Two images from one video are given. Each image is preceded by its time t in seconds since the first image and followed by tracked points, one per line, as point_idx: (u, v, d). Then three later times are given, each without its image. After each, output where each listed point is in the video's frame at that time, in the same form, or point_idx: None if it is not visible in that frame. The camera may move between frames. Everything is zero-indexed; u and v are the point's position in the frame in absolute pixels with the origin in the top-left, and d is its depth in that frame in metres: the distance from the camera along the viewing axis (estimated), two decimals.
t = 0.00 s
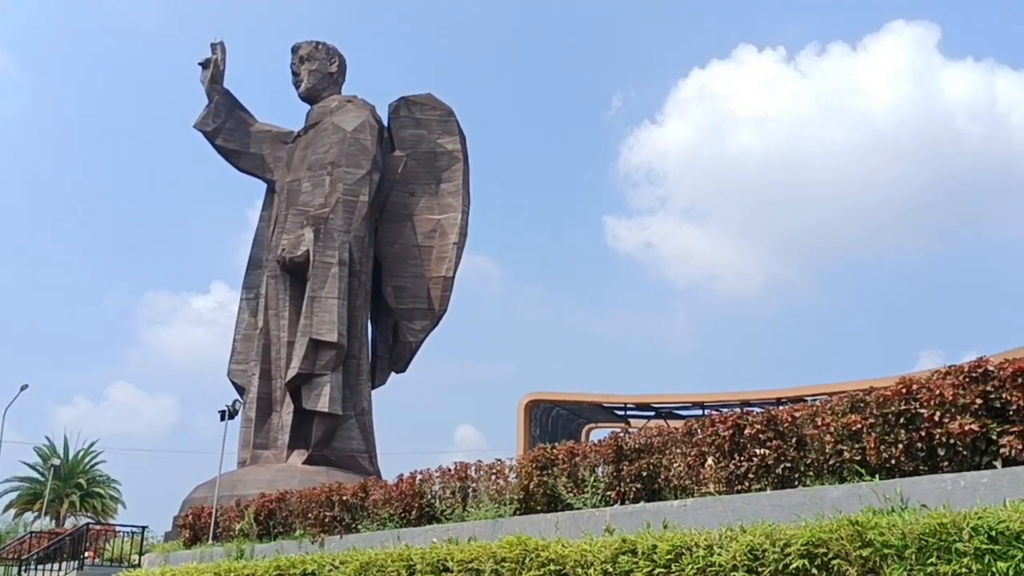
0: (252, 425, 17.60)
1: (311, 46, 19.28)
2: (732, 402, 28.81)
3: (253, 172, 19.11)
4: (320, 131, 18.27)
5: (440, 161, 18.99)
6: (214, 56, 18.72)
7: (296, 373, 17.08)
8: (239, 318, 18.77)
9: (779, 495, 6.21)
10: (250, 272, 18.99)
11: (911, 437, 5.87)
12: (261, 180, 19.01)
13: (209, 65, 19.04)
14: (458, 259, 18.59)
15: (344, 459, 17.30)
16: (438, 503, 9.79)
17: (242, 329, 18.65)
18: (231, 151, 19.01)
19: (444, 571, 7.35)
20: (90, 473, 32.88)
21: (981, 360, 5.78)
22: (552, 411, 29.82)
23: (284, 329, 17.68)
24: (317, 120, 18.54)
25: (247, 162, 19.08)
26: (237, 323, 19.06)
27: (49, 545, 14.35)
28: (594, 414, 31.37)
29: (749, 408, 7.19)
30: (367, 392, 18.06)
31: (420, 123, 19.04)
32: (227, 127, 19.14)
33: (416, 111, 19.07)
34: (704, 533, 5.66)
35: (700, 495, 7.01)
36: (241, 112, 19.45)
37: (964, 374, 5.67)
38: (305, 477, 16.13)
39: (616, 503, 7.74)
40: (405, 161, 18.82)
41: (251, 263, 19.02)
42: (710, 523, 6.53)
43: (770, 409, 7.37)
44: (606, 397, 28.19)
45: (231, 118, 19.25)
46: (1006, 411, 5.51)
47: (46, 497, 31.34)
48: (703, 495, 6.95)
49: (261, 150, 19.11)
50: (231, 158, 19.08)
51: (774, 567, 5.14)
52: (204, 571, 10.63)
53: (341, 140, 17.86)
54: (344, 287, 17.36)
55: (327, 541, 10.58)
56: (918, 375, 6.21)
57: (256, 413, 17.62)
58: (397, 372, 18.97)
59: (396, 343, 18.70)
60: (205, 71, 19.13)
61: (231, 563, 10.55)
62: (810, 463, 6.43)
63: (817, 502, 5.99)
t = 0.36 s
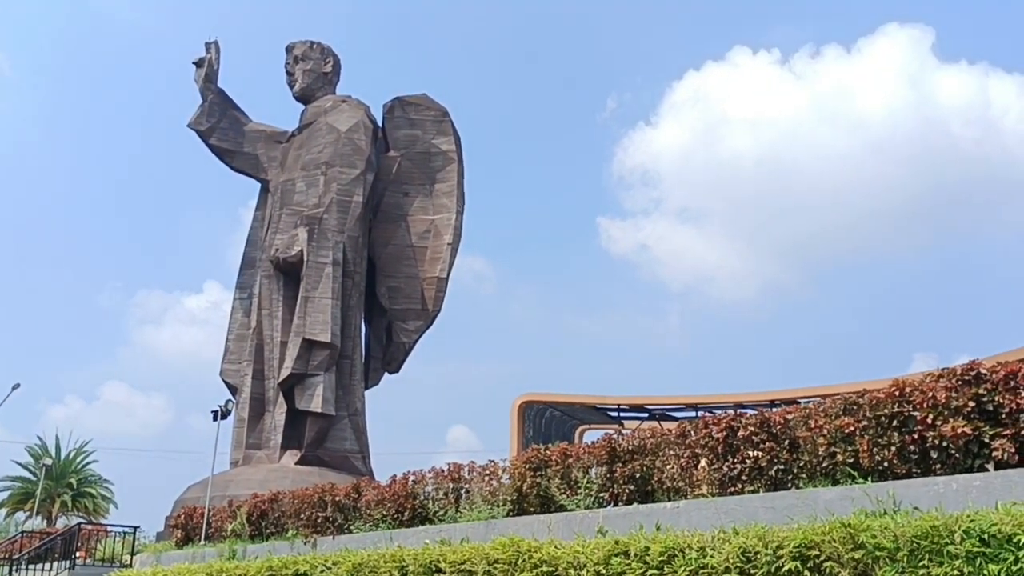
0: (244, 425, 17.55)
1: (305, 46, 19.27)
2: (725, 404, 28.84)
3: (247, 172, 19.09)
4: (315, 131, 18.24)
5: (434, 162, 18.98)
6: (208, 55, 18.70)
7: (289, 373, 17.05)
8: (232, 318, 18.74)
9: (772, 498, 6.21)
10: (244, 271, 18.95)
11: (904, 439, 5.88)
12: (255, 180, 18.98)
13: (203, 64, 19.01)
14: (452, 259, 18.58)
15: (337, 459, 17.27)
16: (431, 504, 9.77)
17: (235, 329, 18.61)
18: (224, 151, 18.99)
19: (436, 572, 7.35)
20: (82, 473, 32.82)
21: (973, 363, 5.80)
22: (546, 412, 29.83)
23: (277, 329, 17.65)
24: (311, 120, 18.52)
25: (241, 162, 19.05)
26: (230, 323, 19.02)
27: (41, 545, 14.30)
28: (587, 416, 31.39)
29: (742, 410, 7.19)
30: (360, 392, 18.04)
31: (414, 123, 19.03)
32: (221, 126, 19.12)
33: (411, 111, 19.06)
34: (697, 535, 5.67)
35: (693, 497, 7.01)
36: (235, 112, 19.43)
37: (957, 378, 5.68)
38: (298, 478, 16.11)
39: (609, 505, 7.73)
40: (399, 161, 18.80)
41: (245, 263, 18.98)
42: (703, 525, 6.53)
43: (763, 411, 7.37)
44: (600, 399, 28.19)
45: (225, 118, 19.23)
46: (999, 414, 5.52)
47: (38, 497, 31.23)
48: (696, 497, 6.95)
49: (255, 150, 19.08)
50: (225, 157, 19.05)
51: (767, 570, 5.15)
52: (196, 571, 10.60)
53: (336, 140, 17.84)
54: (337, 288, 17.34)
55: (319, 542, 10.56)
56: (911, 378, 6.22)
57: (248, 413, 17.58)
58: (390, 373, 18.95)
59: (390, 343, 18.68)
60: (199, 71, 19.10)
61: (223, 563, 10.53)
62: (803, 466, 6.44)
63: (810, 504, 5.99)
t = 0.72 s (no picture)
0: (243, 425, 17.55)
1: (305, 46, 19.28)
2: (723, 406, 28.85)
3: (246, 172, 19.09)
4: (314, 131, 18.23)
5: (433, 162, 18.99)
6: (208, 55, 18.70)
7: (288, 373, 17.04)
8: (230, 318, 18.73)
9: (771, 499, 6.21)
10: (243, 271, 18.95)
11: (903, 441, 5.89)
12: (254, 180, 18.97)
13: (202, 64, 19.01)
14: (450, 260, 18.59)
15: (335, 459, 17.27)
16: (430, 505, 9.78)
17: (233, 329, 18.61)
18: (224, 151, 18.99)
19: (435, 572, 7.35)
20: (80, 473, 32.80)
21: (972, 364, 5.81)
22: (544, 413, 29.83)
23: (276, 329, 17.64)
24: (311, 120, 18.52)
25: (240, 162, 19.05)
26: (228, 323, 19.01)
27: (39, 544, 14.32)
28: (585, 417, 31.39)
29: (740, 411, 7.19)
30: (358, 392, 18.03)
31: (413, 124, 19.04)
32: (221, 126, 19.13)
33: (410, 112, 19.07)
34: (696, 536, 5.67)
35: (691, 498, 7.01)
36: (235, 112, 19.44)
37: (956, 379, 5.69)
38: (296, 478, 16.10)
39: (607, 506, 7.74)
40: (398, 162, 18.81)
41: (244, 262, 18.98)
42: (701, 526, 6.54)
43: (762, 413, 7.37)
44: (598, 399, 28.20)
45: (224, 117, 19.24)
46: (998, 416, 5.52)
47: (36, 497, 31.20)
48: (695, 498, 6.96)
49: (254, 150, 19.08)
50: (225, 157, 19.05)
51: (766, 572, 5.15)
52: (195, 571, 10.59)
53: (335, 140, 17.84)
54: (336, 288, 17.33)
55: (318, 542, 10.55)
56: (910, 379, 6.23)
57: (247, 413, 17.58)
58: (389, 373, 18.95)
59: (388, 344, 18.68)
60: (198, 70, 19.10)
61: (221, 562, 10.52)
62: (802, 467, 6.44)
63: (808, 505, 5.99)
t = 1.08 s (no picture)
0: (251, 421, 17.59)
1: (318, 44, 19.32)
2: (731, 409, 28.81)
3: (258, 169, 19.14)
4: (325, 129, 18.27)
5: (443, 162, 19.01)
6: (221, 52, 18.76)
7: (296, 370, 17.07)
8: (240, 314, 18.78)
9: (779, 503, 6.20)
10: (253, 268, 19.00)
11: (912, 446, 5.88)
12: (266, 177, 19.02)
13: (216, 61, 19.07)
14: (459, 259, 18.60)
15: (342, 456, 17.30)
16: (436, 503, 9.79)
17: (243, 326, 18.66)
18: (236, 148, 19.05)
19: (441, 571, 7.36)
20: (89, 466, 32.97)
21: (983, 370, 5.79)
22: (552, 413, 29.84)
23: (285, 326, 17.69)
24: (322, 118, 18.56)
25: (252, 159, 19.11)
26: (238, 320, 19.06)
27: (47, 537, 14.43)
28: (592, 418, 31.38)
29: (749, 414, 7.18)
30: (366, 390, 18.06)
31: (424, 123, 19.06)
32: (233, 123, 19.19)
33: (421, 111, 19.10)
34: (703, 539, 5.67)
35: (699, 501, 7.01)
36: (247, 109, 19.49)
37: (966, 385, 5.67)
38: (303, 475, 16.14)
39: (614, 507, 7.74)
40: (409, 161, 18.83)
41: (254, 259, 19.03)
42: (709, 529, 6.53)
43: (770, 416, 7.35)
44: (606, 401, 28.19)
45: (237, 115, 19.29)
46: (1008, 422, 5.51)
47: (45, 490, 31.33)
48: (703, 501, 6.95)
49: (266, 147, 19.13)
50: (237, 155, 19.11)
51: None
52: (202, 567, 10.63)
53: (346, 138, 17.87)
54: (345, 286, 17.37)
55: (324, 539, 10.57)
56: (919, 384, 6.22)
57: (255, 409, 17.62)
58: (396, 372, 18.99)
59: (396, 342, 18.71)
60: (212, 67, 19.16)
61: (229, 558, 10.55)
62: (811, 471, 6.43)
63: (817, 510, 5.98)
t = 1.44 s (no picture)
0: (303, 421, 17.80)
1: (365, 47, 19.47)
2: (783, 407, 28.51)
3: (308, 172, 19.36)
4: (373, 131, 18.42)
5: (490, 161, 19.04)
6: (270, 57, 18.99)
7: (347, 370, 17.23)
8: (291, 315, 19.01)
9: (836, 502, 6.12)
10: (304, 270, 19.22)
11: (972, 444, 5.79)
12: (315, 179, 19.23)
13: (265, 66, 19.32)
14: (507, 259, 18.63)
15: (393, 455, 17.43)
16: (487, 502, 9.83)
17: (294, 326, 18.89)
18: (286, 151, 19.28)
19: (494, 570, 7.40)
20: (146, 465, 33.63)
21: None
22: (601, 412, 29.78)
23: (336, 327, 17.87)
24: (370, 120, 18.71)
25: (302, 162, 19.33)
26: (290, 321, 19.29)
27: (107, 535, 14.72)
28: (642, 416, 31.25)
29: (803, 412, 7.10)
30: (416, 389, 18.17)
31: (471, 123, 19.13)
32: (283, 127, 19.42)
33: (467, 111, 19.16)
34: (758, 539, 5.62)
35: (754, 500, 6.96)
36: (297, 113, 19.71)
37: None
38: (355, 473, 16.30)
39: (667, 506, 7.71)
40: (455, 161, 18.91)
41: (304, 261, 19.25)
42: (764, 528, 6.47)
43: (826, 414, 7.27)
44: (656, 399, 28.05)
45: (286, 119, 19.52)
46: None
47: (104, 489, 32.02)
48: (757, 500, 6.90)
49: (315, 150, 19.33)
50: (287, 158, 19.35)
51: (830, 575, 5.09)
52: (258, 564, 10.79)
53: (393, 140, 18.00)
54: (394, 286, 17.50)
55: (377, 537, 10.67)
56: (980, 381, 6.11)
57: (307, 409, 17.83)
58: (445, 371, 19.08)
59: (445, 341, 18.81)
60: (261, 72, 19.41)
61: (284, 556, 10.69)
62: (868, 470, 6.35)
63: (874, 509, 5.90)
